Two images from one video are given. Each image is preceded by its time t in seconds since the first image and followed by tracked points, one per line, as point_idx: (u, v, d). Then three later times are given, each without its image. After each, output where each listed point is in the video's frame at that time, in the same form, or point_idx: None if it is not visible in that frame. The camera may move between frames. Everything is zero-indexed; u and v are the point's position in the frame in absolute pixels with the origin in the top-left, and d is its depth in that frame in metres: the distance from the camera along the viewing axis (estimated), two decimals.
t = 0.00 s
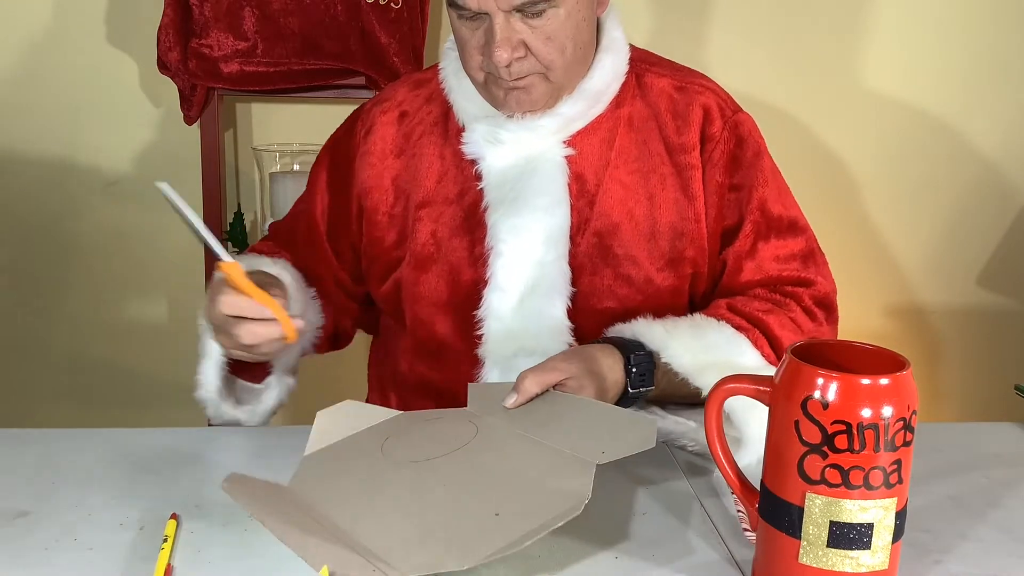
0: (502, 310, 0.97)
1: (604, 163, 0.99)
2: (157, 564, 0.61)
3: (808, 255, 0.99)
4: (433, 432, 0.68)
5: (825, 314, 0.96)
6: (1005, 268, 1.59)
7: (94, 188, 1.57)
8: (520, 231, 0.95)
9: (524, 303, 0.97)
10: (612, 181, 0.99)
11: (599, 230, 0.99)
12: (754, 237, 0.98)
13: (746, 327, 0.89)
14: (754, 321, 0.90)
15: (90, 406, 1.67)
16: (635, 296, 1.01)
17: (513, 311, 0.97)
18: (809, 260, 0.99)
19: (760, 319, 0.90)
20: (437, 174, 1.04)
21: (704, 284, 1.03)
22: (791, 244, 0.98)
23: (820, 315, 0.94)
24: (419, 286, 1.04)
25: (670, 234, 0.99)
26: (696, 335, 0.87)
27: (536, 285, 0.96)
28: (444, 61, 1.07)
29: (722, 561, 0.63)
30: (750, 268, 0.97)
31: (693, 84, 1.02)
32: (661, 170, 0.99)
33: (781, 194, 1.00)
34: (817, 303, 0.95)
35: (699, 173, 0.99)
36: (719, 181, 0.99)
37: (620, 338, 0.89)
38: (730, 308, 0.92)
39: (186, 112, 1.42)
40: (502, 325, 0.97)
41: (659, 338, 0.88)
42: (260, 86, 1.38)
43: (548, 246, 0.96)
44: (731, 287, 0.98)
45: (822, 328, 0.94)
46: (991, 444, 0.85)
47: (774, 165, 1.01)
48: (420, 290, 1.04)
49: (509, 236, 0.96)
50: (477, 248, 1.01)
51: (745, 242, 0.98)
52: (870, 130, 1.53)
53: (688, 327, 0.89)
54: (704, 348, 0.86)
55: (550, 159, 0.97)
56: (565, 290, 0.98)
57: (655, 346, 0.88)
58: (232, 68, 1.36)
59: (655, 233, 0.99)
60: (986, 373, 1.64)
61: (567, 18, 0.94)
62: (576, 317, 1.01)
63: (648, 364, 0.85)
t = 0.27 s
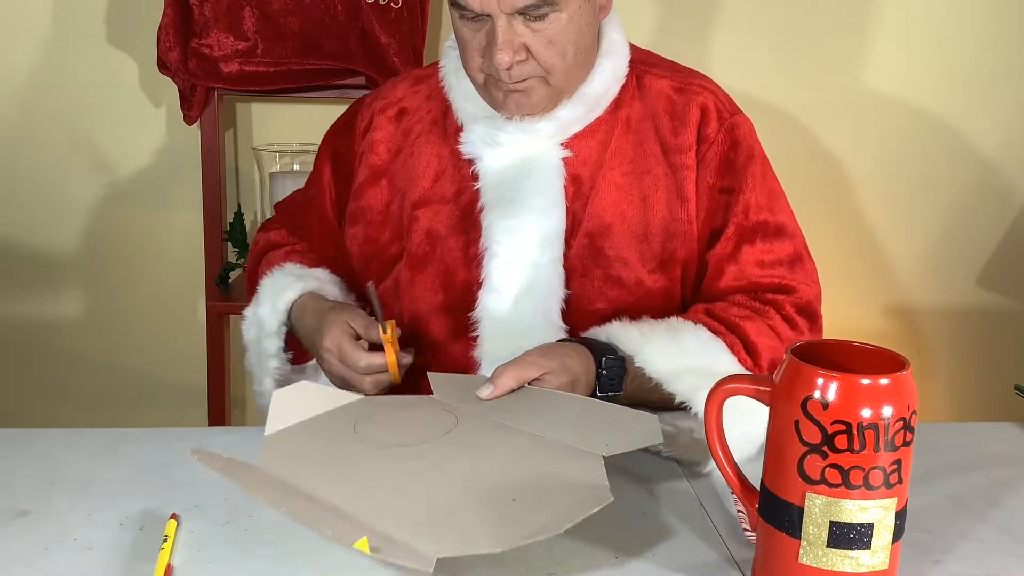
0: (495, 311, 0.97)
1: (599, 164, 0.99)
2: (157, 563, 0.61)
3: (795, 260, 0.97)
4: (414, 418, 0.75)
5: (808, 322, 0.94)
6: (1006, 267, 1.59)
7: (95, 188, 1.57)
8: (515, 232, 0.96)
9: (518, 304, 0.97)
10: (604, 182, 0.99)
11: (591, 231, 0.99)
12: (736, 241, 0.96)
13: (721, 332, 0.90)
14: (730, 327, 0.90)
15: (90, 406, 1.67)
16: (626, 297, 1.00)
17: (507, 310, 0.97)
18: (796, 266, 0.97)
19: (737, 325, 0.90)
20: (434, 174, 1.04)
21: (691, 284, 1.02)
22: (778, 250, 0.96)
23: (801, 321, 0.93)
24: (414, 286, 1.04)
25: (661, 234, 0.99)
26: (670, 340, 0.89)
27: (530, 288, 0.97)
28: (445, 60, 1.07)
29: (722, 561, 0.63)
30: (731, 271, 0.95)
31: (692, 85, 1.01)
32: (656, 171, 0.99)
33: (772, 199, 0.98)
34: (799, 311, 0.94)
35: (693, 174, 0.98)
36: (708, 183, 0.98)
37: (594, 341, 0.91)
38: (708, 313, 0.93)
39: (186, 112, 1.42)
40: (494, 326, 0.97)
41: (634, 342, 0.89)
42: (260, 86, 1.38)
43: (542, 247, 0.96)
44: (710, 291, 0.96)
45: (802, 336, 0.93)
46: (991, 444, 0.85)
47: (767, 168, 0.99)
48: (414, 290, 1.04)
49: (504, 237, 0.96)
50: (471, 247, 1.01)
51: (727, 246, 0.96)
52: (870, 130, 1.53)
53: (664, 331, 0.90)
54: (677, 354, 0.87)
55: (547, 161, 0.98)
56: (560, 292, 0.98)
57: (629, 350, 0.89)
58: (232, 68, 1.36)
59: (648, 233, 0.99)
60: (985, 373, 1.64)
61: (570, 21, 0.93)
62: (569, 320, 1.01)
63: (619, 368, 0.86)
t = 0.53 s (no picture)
0: (497, 313, 0.97)
1: (599, 166, 0.99)
2: (157, 564, 0.61)
3: (794, 261, 0.97)
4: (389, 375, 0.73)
5: (805, 322, 0.94)
6: (1006, 267, 1.59)
7: (95, 188, 1.57)
8: (516, 236, 0.96)
9: (520, 306, 0.97)
10: (604, 184, 0.99)
11: (592, 233, 0.99)
12: (735, 242, 0.96)
13: (704, 324, 0.90)
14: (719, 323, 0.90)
15: (90, 406, 1.67)
16: (626, 300, 1.00)
17: (509, 312, 0.97)
18: (795, 266, 0.97)
19: (726, 322, 0.90)
20: (435, 176, 1.04)
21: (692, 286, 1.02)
22: (777, 250, 0.96)
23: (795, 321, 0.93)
24: (415, 288, 1.04)
25: (662, 237, 0.99)
26: (650, 330, 0.88)
27: (531, 292, 0.97)
28: (446, 62, 1.07)
29: (722, 561, 0.63)
30: (731, 272, 0.96)
31: (693, 86, 1.01)
32: (657, 172, 0.99)
33: (772, 200, 0.98)
34: (795, 311, 0.94)
35: (693, 176, 0.98)
36: (708, 185, 0.99)
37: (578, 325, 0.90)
38: (698, 308, 0.93)
39: (186, 112, 1.42)
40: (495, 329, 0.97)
41: (613, 327, 0.88)
42: (260, 86, 1.38)
43: (544, 250, 0.96)
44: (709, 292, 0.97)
45: (797, 336, 0.92)
46: (990, 444, 0.85)
47: (767, 169, 0.99)
48: (415, 292, 1.04)
49: (505, 240, 0.96)
50: (474, 250, 1.02)
51: (725, 247, 0.97)
52: (870, 130, 1.53)
53: (646, 319, 0.89)
54: (654, 344, 0.86)
55: (549, 163, 0.98)
56: (560, 295, 0.99)
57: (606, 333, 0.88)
58: (232, 68, 1.36)
59: (649, 234, 0.99)
60: (985, 372, 1.65)
61: (575, 31, 0.93)
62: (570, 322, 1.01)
63: (597, 353, 0.87)
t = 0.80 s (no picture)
0: (498, 312, 0.97)
1: (600, 166, 0.99)
2: (157, 564, 0.61)
3: (795, 262, 0.96)
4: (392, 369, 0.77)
5: (806, 322, 0.94)
6: (1006, 267, 1.59)
7: (95, 188, 1.57)
8: (518, 236, 0.96)
9: (520, 305, 0.97)
10: (606, 184, 0.99)
11: (593, 233, 0.99)
12: (736, 243, 0.96)
13: (705, 324, 0.90)
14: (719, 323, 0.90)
15: (90, 406, 1.67)
16: (628, 300, 1.00)
17: (511, 309, 0.97)
18: (796, 267, 0.96)
19: (727, 322, 0.90)
20: (436, 176, 1.04)
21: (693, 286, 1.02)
22: (779, 251, 0.96)
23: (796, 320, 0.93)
24: (416, 288, 1.04)
25: (663, 237, 0.99)
26: (652, 329, 0.88)
27: (532, 292, 0.97)
28: (450, 61, 1.07)
29: (722, 561, 0.63)
30: (733, 272, 0.95)
31: (695, 87, 1.01)
32: (659, 173, 0.99)
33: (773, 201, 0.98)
34: (795, 312, 0.94)
35: (694, 176, 0.98)
36: (710, 185, 0.99)
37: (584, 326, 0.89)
38: (700, 307, 0.93)
39: (186, 112, 1.42)
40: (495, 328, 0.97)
41: (614, 325, 0.88)
42: (260, 86, 1.38)
43: (546, 250, 0.96)
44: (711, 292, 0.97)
45: (798, 337, 0.92)
46: (990, 444, 0.85)
47: (769, 170, 0.99)
48: (416, 292, 1.04)
49: (507, 240, 0.96)
50: (475, 250, 1.02)
51: (726, 248, 0.97)
52: (870, 130, 1.53)
53: (647, 319, 0.89)
54: (656, 343, 0.86)
55: (551, 163, 0.98)
56: (561, 295, 0.99)
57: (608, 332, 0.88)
58: (232, 68, 1.36)
59: (650, 235, 0.99)
60: (985, 372, 1.64)
61: (580, 36, 0.93)
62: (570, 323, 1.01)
63: (597, 352, 0.86)
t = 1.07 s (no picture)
0: (496, 313, 0.97)
1: (599, 166, 0.99)
2: (157, 564, 0.61)
3: (797, 261, 0.97)
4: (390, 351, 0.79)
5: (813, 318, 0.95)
6: (1006, 267, 1.59)
7: (95, 188, 1.57)
8: (515, 236, 0.96)
9: (518, 305, 0.97)
10: (605, 184, 0.99)
11: (591, 233, 0.99)
12: (739, 242, 0.96)
13: (734, 327, 0.89)
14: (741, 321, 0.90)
15: (90, 406, 1.67)
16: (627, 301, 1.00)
17: (508, 310, 0.97)
18: (798, 266, 0.97)
19: (752, 320, 0.90)
20: (433, 176, 1.04)
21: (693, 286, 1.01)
22: (780, 250, 0.96)
23: (807, 317, 0.94)
24: (414, 289, 1.04)
25: (662, 237, 0.99)
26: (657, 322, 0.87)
27: (528, 292, 0.96)
28: (446, 62, 1.07)
29: (722, 561, 0.63)
30: (739, 271, 0.95)
31: (692, 86, 1.01)
32: (656, 173, 0.99)
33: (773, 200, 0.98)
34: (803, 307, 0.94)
35: (693, 176, 0.98)
36: (710, 185, 0.99)
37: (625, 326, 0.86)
38: (721, 305, 0.92)
39: (186, 112, 1.42)
40: (493, 328, 0.97)
41: (648, 320, 0.86)
42: (260, 86, 1.38)
43: (542, 250, 0.96)
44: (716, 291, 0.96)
45: (811, 331, 0.93)
46: (991, 444, 0.85)
47: (768, 169, 0.99)
48: (414, 293, 1.04)
49: (504, 240, 0.96)
50: (472, 250, 1.02)
51: (730, 247, 0.96)
52: (869, 130, 1.53)
53: (681, 317, 0.87)
54: (694, 339, 0.84)
55: (547, 164, 0.98)
56: (558, 295, 0.99)
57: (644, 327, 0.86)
58: (232, 68, 1.36)
59: (648, 235, 0.99)
60: (985, 372, 1.65)
61: (572, 32, 0.93)
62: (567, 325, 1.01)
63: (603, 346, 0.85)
